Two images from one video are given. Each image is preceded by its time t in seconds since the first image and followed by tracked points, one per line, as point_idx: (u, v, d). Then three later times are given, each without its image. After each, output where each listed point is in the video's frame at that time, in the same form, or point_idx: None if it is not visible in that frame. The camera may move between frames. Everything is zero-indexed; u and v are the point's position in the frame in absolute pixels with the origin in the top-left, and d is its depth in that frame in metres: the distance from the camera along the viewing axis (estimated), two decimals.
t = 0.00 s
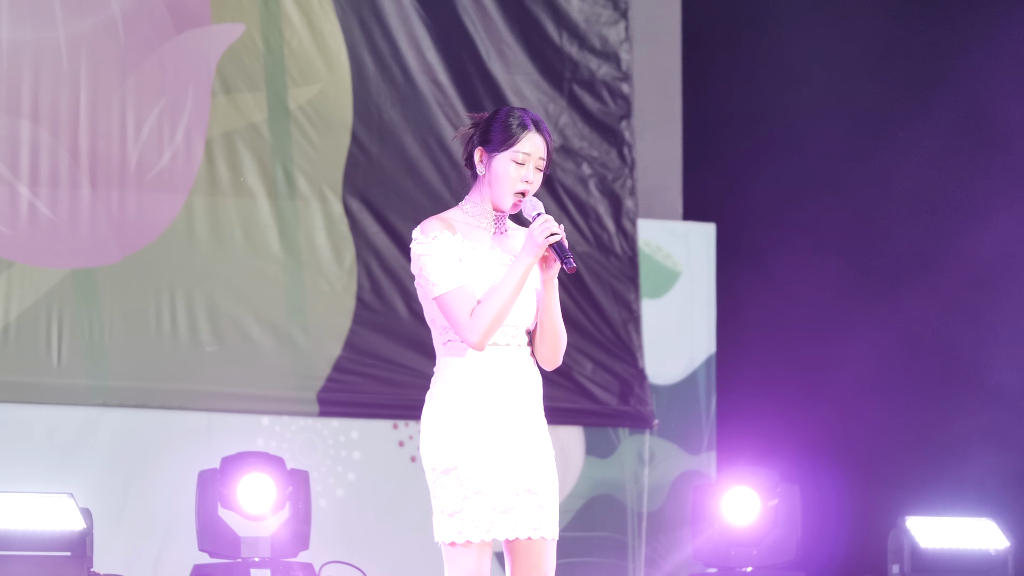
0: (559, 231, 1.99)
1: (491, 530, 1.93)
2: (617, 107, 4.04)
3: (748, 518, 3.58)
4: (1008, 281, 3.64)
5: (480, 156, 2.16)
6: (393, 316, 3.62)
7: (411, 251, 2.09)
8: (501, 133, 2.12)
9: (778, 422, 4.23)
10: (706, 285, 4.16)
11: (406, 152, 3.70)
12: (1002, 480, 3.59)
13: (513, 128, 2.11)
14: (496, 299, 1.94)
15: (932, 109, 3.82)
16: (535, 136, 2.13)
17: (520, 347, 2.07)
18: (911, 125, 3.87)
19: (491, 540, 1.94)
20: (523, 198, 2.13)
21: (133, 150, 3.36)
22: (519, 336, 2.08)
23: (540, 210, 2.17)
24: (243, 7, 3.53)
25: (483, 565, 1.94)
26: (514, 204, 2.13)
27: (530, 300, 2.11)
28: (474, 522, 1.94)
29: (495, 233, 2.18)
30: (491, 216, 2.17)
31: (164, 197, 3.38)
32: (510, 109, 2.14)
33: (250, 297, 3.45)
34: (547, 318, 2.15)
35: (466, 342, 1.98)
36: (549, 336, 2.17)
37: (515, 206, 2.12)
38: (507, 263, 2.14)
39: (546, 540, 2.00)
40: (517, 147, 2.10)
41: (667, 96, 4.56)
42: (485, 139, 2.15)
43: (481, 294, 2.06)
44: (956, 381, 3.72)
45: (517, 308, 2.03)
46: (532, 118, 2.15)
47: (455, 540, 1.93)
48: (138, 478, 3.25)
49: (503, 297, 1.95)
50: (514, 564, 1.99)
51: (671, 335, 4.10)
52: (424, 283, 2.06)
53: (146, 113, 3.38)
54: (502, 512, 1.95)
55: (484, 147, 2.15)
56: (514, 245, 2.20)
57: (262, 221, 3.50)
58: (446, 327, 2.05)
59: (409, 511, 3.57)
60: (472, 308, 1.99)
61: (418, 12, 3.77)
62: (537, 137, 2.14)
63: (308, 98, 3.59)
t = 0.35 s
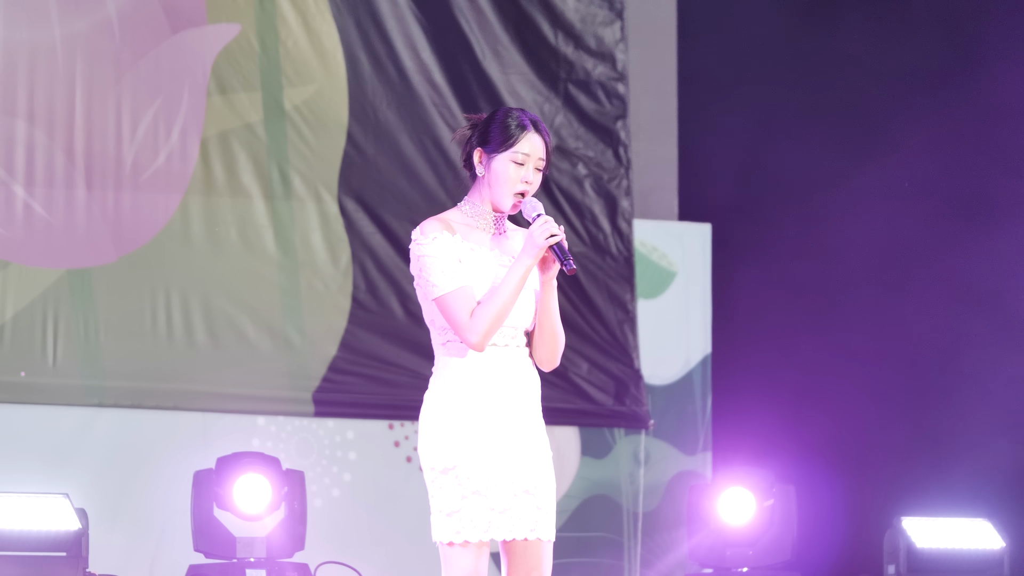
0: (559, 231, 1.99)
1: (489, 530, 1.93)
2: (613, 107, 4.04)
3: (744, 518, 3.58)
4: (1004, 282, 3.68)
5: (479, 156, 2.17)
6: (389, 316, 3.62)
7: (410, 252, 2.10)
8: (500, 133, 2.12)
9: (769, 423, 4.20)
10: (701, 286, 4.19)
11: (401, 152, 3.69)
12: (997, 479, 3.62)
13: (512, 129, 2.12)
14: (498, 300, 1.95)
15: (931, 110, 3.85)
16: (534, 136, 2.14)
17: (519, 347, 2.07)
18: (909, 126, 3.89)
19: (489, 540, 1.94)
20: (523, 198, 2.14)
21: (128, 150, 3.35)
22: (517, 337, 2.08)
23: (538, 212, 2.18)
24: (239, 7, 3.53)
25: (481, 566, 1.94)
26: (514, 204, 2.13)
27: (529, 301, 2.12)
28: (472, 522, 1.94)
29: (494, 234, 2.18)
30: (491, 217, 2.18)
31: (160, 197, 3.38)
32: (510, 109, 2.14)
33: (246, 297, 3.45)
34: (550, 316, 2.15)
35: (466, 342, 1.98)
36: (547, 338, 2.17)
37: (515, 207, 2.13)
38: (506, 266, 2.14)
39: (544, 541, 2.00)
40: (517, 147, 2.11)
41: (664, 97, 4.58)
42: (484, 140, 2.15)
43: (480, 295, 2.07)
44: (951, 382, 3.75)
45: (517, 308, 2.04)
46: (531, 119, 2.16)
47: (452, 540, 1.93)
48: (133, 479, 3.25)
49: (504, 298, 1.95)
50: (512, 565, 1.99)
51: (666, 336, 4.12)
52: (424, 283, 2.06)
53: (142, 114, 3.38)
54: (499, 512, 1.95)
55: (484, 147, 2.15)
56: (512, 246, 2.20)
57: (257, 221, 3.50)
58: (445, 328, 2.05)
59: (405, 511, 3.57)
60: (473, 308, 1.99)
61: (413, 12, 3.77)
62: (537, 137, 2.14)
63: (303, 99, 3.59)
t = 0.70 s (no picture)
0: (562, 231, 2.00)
1: (490, 530, 1.94)
2: (612, 107, 4.05)
3: (742, 518, 3.59)
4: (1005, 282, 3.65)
5: (482, 157, 2.17)
6: (388, 316, 3.62)
7: (415, 252, 2.10)
8: (503, 133, 2.12)
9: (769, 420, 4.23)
10: (701, 286, 4.21)
11: (401, 152, 3.70)
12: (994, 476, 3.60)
13: (516, 129, 2.12)
14: (500, 299, 1.95)
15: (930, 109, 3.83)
16: (538, 136, 2.14)
17: (523, 347, 2.07)
18: (910, 125, 3.88)
19: (491, 539, 1.94)
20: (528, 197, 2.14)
21: (128, 150, 3.36)
22: (522, 337, 2.07)
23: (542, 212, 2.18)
24: (238, 7, 3.53)
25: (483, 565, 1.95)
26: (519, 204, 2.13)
27: (533, 301, 2.12)
28: (473, 521, 1.94)
29: (497, 235, 2.18)
30: (495, 218, 2.17)
31: (159, 197, 3.38)
32: (513, 109, 2.15)
33: (246, 297, 3.45)
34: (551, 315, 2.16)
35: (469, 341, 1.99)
36: (551, 337, 2.18)
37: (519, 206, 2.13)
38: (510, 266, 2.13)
39: (545, 541, 2.00)
40: (521, 147, 2.11)
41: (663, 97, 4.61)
42: (488, 140, 2.15)
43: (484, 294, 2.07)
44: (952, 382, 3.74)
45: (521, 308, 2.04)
46: (534, 119, 2.16)
47: (455, 539, 1.94)
48: (133, 479, 3.25)
49: (507, 297, 1.96)
50: (512, 565, 1.98)
51: (667, 336, 4.13)
52: (428, 283, 2.07)
53: (141, 114, 3.38)
54: (501, 512, 1.95)
55: (488, 148, 2.15)
56: (516, 247, 2.20)
57: (256, 221, 3.50)
58: (449, 328, 2.06)
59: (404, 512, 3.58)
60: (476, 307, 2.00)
61: (412, 12, 3.77)
62: (541, 137, 2.15)
63: (302, 99, 3.59)
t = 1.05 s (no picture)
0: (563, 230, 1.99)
1: (493, 530, 1.94)
2: (612, 107, 4.05)
3: (743, 518, 3.59)
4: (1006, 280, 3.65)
5: (483, 156, 2.17)
6: (388, 316, 3.62)
7: (416, 252, 2.11)
8: (504, 133, 2.12)
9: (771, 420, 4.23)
10: (701, 286, 4.21)
11: (400, 152, 3.70)
12: (994, 478, 3.59)
13: (516, 129, 2.12)
14: (503, 299, 1.95)
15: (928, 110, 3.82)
16: (539, 135, 2.14)
17: (525, 347, 2.07)
18: (908, 124, 3.87)
19: (494, 540, 1.94)
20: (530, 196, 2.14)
21: (127, 150, 3.35)
22: (523, 337, 2.07)
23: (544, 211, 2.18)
24: (238, 6, 3.53)
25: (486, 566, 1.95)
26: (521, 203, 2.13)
27: (535, 300, 2.11)
28: (476, 521, 1.94)
29: (499, 235, 2.18)
30: (496, 217, 2.17)
31: (158, 197, 3.38)
32: (512, 108, 2.15)
33: (245, 297, 3.45)
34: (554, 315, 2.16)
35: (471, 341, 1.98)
36: (554, 336, 2.18)
37: (521, 205, 2.13)
38: (511, 265, 2.13)
39: (546, 541, 2.00)
40: (522, 146, 2.11)
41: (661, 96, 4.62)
42: (489, 140, 2.15)
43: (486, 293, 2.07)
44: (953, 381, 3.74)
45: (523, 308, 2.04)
46: (534, 117, 2.16)
47: (458, 539, 1.94)
48: (132, 479, 3.25)
49: (510, 297, 1.95)
50: (512, 565, 1.98)
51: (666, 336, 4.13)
52: (430, 282, 2.07)
53: (141, 113, 3.37)
54: (503, 512, 1.95)
55: (489, 147, 2.15)
56: (517, 246, 2.20)
57: (256, 221, 3.50)
58: (450, 328, 2.06)
59: (404, 512, 3.58)
60: (478, 306, 2.00)
61: (412, 11, 3.77)
62: (542, 136, 2.15)
63: (302, 99, 3.59)
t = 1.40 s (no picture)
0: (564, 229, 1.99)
1: (493, 529, 1.94)
2: (611, 107, 4.05)
3: (742, 518, 3.59)
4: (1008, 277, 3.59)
5: (482, 156, 2.17)
6: (387, 316, 3.62)
7: (416, 252, 2.11)
8: (503, 133, 2.12)
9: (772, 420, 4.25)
10: (700, 286, 4.21)
11: (400, 152, 3.70)
12: (993, 478, 3.57)
13: (516, 129, 2.12)
14: (501, 297, 1.95)
15: (927, 110, 3.82)
16: (538, 134, 2.14)
17: (524, 347, 2.07)
18: (907, 124, 3.87)
19: (493, 539, 1.94)
20: (530, 196, 2.14)
21: (127, 150, 3.35)
22: (523, 337, 2.07)
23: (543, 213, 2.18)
24: (237, 6, 3.53)
25: (486, 566, 1.95)
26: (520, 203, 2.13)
27: (534, 301, 2.11)
28: (476, 521, 1.94)
29: (499, 235, 2.18)
30: (496, 217, 2.17)
31: (158, 197, 3.38)
32: (512, 108, 2.15)
33: (244, 297, 3.45)
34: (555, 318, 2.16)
35: (470, 340, 1.98)
36: (554, 337, 2.18)
37: (520, 205, 2.13)
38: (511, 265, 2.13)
39: (546, 541, 2.00)
40: (521, 145, 2.11)
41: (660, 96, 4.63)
42: (488, 140, 2.15)
43: (486, 293, 2.07)
44: (953, 379, 3.71)
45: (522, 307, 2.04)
46: (534, 117, 2.16)
47: (457, 539, 1.94)
48: (132, 479, 3.25)
49: (508, 295, 1.95)
50: (512, 564, 1.98)
51: (666, 336, 4.13)
52: (430, 281, 2.07)
53: (141, 113, 3.37)
54: (503, 512, 1.95)
55: (488, 147, 2.15)
56: (517, 247, 2.20)
57: (255, 221, 3.50)
58: (450, 328, 2.06)
59: (404, 512, 3.58)
60: (477, 305, 2.00)
61: (411, 12, 3.77)
62: (541, 136, 2.15)
63: (302, 99, 3.59)
